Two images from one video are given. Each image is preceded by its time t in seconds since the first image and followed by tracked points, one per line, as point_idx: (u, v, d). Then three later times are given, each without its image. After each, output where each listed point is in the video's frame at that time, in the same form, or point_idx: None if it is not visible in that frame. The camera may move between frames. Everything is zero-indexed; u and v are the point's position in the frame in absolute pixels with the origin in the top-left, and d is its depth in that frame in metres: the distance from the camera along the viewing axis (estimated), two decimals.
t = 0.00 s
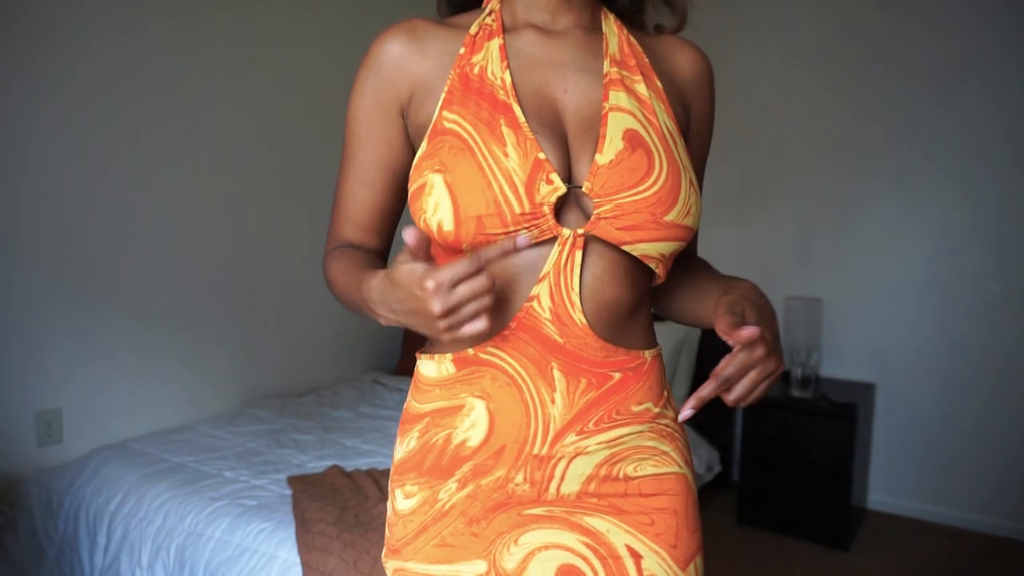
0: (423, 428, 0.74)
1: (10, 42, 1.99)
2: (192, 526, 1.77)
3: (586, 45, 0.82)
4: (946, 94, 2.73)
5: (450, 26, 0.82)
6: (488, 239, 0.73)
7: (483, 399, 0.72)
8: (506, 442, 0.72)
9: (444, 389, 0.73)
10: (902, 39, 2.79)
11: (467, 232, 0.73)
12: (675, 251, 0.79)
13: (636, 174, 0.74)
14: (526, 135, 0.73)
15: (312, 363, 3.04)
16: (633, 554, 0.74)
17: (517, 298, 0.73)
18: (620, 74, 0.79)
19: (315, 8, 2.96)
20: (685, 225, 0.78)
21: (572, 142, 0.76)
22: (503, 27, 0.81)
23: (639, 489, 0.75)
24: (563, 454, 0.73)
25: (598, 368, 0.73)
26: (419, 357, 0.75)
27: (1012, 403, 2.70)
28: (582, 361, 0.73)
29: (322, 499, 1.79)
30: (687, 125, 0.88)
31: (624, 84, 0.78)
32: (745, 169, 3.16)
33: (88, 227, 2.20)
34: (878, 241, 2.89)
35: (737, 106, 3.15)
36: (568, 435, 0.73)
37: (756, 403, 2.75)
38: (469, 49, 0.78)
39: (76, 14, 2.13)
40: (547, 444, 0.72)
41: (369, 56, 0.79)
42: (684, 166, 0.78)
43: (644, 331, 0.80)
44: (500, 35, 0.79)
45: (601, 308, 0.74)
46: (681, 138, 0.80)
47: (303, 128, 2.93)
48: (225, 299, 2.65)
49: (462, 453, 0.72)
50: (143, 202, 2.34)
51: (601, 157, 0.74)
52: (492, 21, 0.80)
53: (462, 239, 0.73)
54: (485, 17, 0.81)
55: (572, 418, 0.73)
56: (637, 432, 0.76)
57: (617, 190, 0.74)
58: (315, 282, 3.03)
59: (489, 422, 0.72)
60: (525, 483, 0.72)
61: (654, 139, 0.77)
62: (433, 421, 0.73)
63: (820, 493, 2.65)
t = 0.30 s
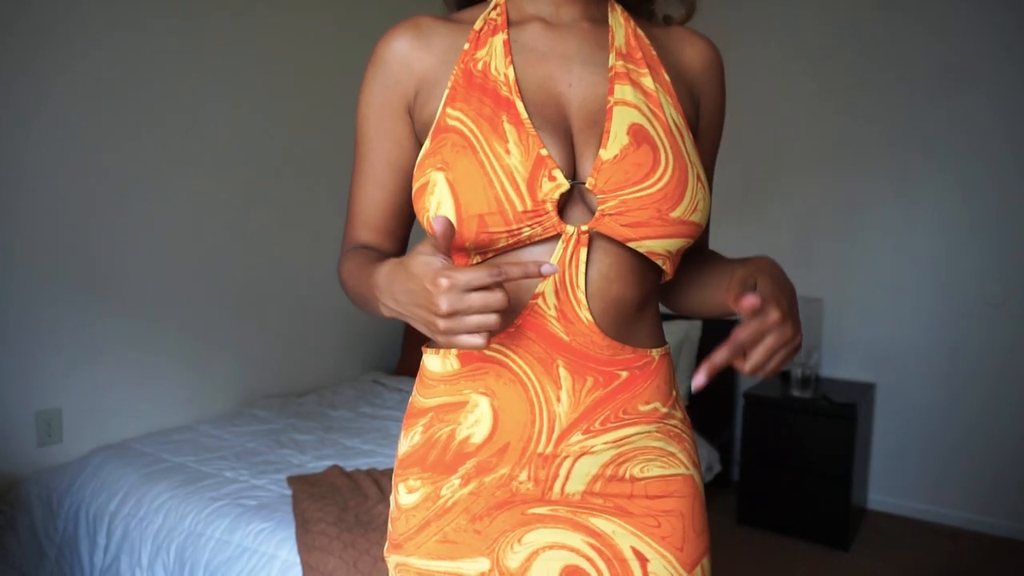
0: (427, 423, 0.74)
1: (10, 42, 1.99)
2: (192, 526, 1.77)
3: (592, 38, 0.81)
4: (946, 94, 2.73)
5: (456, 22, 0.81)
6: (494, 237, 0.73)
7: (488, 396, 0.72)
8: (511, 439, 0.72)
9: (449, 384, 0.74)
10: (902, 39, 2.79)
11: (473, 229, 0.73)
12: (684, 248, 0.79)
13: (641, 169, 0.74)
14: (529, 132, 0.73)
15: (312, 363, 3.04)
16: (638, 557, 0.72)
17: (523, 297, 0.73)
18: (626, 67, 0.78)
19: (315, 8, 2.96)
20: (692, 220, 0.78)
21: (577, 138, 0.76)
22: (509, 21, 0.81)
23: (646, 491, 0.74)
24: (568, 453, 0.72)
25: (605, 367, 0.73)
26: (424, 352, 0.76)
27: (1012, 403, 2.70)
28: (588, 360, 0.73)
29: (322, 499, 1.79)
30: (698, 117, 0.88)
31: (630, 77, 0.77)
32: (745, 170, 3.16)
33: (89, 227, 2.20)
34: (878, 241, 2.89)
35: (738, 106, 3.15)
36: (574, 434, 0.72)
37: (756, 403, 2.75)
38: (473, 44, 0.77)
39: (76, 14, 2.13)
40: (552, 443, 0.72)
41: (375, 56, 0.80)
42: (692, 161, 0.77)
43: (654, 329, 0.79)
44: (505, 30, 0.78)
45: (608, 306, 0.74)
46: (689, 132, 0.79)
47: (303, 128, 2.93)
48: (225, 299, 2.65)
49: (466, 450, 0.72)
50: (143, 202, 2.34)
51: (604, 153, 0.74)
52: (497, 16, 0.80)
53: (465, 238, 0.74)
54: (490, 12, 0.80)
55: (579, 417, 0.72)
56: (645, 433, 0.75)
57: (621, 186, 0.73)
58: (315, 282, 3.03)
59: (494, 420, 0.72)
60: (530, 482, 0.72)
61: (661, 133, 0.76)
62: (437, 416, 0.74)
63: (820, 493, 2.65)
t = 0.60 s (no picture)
0: (432, 428, 0.74)
1: (9, 41, 1.99)
2: (192, 526, 1.77)
3: (601, 38, 0.82)
4: (946, 94, 2.73)
5: (465, 23, 0.84)
6: (494, 240, 0.74)
7: (493, 403, 0.72)
8: (516, 447, 0.71)
9: (454, 390, 0.73)
10: (903, 39, 2.78)
11: (475, 229, 0.74)
12: (692, 252, 0.79)
13: (646, 171, 0.74)
14: (531, 133, 0.74)
15: (312, 362, 3.04)
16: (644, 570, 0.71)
17: (528, 301, 0.73)
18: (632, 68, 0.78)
19: (314, 7, 2.95)
20: (701, 223, 0.77)
21: (581, 139, 0.76)
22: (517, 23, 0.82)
23: (653, 504, 0.73)
24: (575, 464, 0.72)
25: (614, 377, 0.72)
26: (430, 356, 0.76)
27: (1012, 403, 2.70)
28: (597, 369, 0.72)
29: (322, 499, 1.78)
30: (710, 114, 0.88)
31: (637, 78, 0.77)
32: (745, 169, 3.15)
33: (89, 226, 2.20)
34: (879, 241, 2.89)
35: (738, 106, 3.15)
36: (581, 444, 0.72)
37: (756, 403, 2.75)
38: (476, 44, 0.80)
39: (76, 13, 2.13)
40: (558, 452, 0.71)
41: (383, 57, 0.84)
42: (699, 162, 0.77)
43: (662, 338, 0.79)
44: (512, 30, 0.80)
45: (616, 311, 0.74)
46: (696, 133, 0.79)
47: (303, 127, 2.93)
48: (225, 299, 2.64)
49: (471, 456, 0.72)
50: (143, 202, 2.33)
51: (608, 154, 0.74)
52: (505, 17, 0.81)
53: (466, 240, 0.74)
54: (499, 13, 0.82)
55: (586, 427, 0.72)
56: (654, 444, 0.74)
57: (625, 188, 0.73)
58: (315, 282, 3.02)
59: (500, 428, 0.72)
60: (535, 491, 0.71)
61: (667, 135, 0.76)
62: (443, 422, 0.74)
63: (820, 493, 2.65)
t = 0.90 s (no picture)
0: (433, 428, 0.75)
1: (9, 41, 1.99)
2: (192, 526, 1.77)
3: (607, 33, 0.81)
4: (946, 94, 2.73)
5: (472, 22, 0.85)
6: (495, 238, 0.74)
7: (493, 404, 0.72)
8: (516, 449, 0.71)
9: (454, 390, 0.74)
10: (903, 39, 2.78)
11: (477, 226, 0.73)
12: (697, 252, 0.78)
13: (650, 169, 0.74)
14: (535, 131, 0.74)
15: (312, 362, 3.04)
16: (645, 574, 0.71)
17: (528, 301, 0.73)
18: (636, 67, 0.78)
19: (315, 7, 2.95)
20: (706, 223, 0.77)
21: (585, 138, 0.76)
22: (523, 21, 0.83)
23: (656, 508, 0.72)
24: (576, 466, 0.71)
25: (615, 378, 0.72)
26: (431, 355, 0.77)
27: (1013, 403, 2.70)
28: (598, 370, 0.72)
29: (323, 499, 1.79)
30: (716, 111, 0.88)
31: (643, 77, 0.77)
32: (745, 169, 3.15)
33: (90, 226, 2.20)
34: (879, 241, 2.89)
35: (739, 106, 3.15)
36: (582, 446, 0.72)
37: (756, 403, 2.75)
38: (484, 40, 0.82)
39: (76, 13, 2.13)
40: (558, 455, 0.71)
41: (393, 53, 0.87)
42: (705, 161, 0.77)
43: (666, 340, 0.79)
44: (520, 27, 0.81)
45: (619, 311, 0.74)
46: (703, 131, 0.79)
47: (303, 127, 2.92)
48: (225, 299, 2.64)
49: (471, 457, 0.72)
50: (143, 202, 2.33)
51: (612, 152, 0.74)
52: (512, 14, 0.82)
53: (467, 237, 0.74)
54: (505, 11, 0.83)
55: (587, 429, 0.72)
56: (657, 449, 0.74)
57: (628, 186, 0.73)
58: (315, 282, 3.02)
59: (500, 429, 0.72)
60: (535, 494, 0.71)
61: (672, 134, 0.76)
62: (443, 421, 0.74)
63: (820, 493, 2.65)
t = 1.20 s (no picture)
0: (429, 426, 0.76)
1: (9, 42, 1.99)
2: (192, 526, 1.77)
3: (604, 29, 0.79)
4: (947, 94, 2.72)
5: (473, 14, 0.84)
6: (486, 223, 0.73)
7: (489, 401, 0.73)
8: (512, 446, 0.72)
9: (451, 388, 0.75)
10: (904, 38, 2.77)
11: (468, 209, 0.73)
12: (694, 249, 0.77)
13: (644, 164, 0.73)
14: (529, 125, 0.73)
15: (313, 362, 3.04)
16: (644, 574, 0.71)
17: (523, 297, 0.73)
18: (634, 62, 0.76)
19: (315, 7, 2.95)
20: (702, 219, 0.76)
21: (579, 134, 0.75)
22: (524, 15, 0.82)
23: (654, 508, 0.72)
24: (572, 465, 0.72)
25: (612, 376, 0.72)
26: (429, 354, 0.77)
27: (1013, 403, 2.70)
28: (594, 368, 0.72)
29: (322, 499, 1.79)
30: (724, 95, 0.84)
31: (639, 72, 0.76)
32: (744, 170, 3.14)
33: (91, 226, 2.20)
34: (879, 242, 2.88)
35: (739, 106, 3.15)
36: (578, 444, 0.72)
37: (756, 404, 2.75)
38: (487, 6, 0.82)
39: (76, 13, 2.13)
40: (554, 453, 0.72)
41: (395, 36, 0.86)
42: (702, 157, 0.75)
43: (666, 335, 0.78)
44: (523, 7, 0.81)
45: (614, 310, 0.74)
46: (702, 130, 0.77)
47: (303, 127, 2.92)
48: (225, 300, 2.64)
49: (468, 456, 0.73)
50: (144, 202, 2.33)
51: (605, 147, 0.73)
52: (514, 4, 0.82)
53: (460, 231, 0.74)
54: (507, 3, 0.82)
55: (583, 427, 0.72)
56: (656, 448, 0.74)
57: (621, 182, 0.73)
58: (315, 282, 3.02)
59: (496, 426, 0.72)
60: (531, 493, 0.72)
61: (669, 130, 0.75)
62: (439, 420, 0.75)
63: (820, 493, 2.65)
